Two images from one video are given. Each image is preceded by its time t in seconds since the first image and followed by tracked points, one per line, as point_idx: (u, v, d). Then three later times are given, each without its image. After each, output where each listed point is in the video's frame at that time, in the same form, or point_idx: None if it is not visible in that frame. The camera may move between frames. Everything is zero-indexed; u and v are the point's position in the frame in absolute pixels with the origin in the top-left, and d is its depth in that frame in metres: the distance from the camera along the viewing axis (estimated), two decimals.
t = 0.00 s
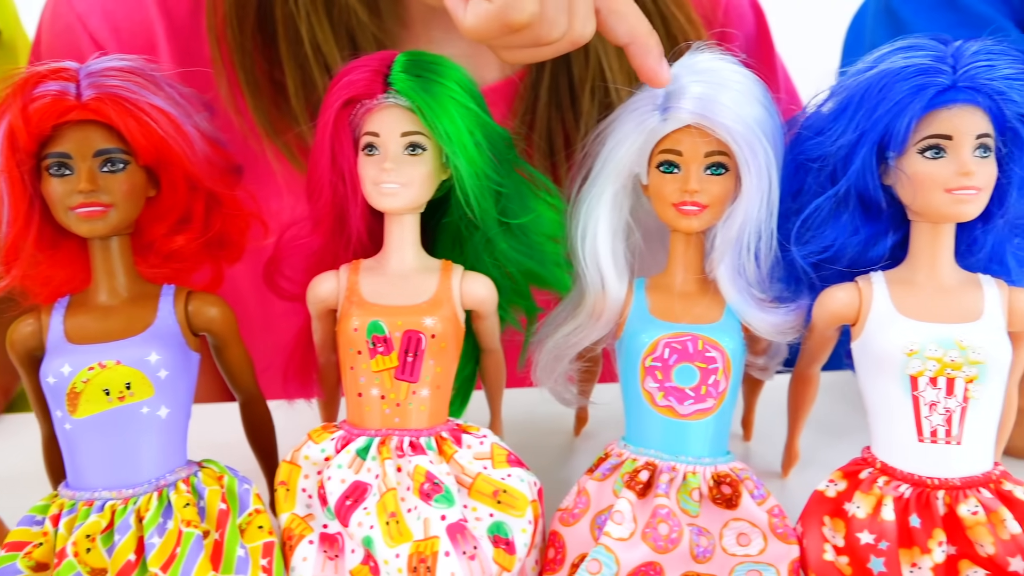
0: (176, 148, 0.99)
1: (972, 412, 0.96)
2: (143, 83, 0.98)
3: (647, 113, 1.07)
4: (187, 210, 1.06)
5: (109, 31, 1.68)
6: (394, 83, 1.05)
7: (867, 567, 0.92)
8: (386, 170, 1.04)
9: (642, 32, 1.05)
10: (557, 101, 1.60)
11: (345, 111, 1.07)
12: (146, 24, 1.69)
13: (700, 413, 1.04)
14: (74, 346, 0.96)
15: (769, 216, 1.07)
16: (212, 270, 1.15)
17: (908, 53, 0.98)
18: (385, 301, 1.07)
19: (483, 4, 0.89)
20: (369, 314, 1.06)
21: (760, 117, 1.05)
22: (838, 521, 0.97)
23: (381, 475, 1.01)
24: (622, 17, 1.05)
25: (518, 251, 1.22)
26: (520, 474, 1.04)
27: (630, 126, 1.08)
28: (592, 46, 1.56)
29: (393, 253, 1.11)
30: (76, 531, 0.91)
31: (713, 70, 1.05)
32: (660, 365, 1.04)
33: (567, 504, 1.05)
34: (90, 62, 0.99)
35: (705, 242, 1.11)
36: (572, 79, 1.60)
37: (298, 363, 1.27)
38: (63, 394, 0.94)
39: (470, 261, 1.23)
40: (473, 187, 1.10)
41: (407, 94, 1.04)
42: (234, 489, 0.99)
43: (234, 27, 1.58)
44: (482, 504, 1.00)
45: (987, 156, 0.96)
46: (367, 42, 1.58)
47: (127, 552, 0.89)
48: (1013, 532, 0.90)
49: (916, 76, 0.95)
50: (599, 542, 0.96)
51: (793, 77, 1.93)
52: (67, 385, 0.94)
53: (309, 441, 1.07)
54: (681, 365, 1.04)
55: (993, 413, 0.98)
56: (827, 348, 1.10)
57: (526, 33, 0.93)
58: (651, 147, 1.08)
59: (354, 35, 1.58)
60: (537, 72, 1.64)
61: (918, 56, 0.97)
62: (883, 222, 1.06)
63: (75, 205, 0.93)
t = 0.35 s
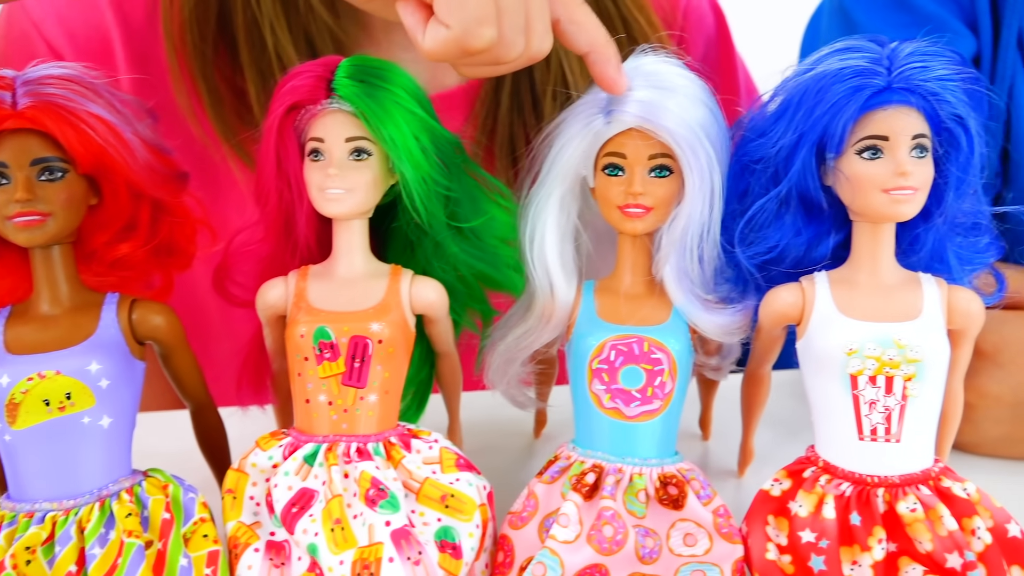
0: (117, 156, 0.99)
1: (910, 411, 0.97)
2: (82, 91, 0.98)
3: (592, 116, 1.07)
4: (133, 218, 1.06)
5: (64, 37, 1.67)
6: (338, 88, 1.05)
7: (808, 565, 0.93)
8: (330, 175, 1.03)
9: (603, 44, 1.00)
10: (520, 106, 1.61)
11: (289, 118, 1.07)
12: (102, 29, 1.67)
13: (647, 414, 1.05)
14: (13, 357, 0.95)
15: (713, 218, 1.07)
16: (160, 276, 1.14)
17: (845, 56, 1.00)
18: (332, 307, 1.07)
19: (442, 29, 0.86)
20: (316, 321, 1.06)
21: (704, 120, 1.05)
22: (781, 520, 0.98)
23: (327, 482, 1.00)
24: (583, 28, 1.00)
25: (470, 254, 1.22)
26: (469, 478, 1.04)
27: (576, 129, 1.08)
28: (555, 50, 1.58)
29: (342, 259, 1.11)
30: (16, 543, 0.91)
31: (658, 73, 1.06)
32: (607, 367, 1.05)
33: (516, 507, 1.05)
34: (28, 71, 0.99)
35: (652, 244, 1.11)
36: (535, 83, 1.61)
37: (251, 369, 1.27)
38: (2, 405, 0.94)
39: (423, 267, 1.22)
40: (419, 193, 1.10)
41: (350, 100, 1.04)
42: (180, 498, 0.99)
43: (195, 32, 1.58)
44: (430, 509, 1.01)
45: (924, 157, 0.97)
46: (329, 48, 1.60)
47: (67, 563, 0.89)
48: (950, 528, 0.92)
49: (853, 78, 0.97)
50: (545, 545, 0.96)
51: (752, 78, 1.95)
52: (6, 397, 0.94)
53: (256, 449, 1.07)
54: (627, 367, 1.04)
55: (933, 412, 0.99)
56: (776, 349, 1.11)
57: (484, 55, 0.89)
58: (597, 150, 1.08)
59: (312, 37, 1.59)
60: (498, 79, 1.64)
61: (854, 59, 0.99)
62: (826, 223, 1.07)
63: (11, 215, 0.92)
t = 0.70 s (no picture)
0: (68, 166, 0.98)
1: (862, 414, 0.98)
2: (33, 101, 0.98)
3: (550, 123, 1.07)
4: (88, 226, 1.05)
5: (28, 44, 1.66)
6: (293, 97, 1.04)
7: (761, 569, 0.93)
8: (285, 183, 1.03)
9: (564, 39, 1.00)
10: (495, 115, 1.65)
11: (245, 127, 1.07)
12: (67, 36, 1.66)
13: (604, 420, 1.05)
14: None
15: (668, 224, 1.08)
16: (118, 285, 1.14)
17: (795, 63, 1.01)
18: (289, 315, 1.07)
19: (402, 41, 0.84)
20: (271, 329, 1.06)
21: (659, 128, 1.05)
22: (737, 524, 0.98)
23: (283, 491, 1.00)
24: (544, 23, 1.00)
25: (431, 260, 1.22)
26: (427, 485, 1.04)
27: (531, 136, 1.09)
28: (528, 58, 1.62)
29: (299, 267, 1.10)
30: None
31: (614, 80, 1.06)
32: (564, 373, 1.06)
33: (475, 514, 1.05)
34: None
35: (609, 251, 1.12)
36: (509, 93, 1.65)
37: (213, 377, 1.26)
38: None
39: (383, 275, 1.22)
40: (375, 200, 1.10)
41: (305, 108, 1.04)
42: (134, 509, 0.98)
43: (168, 44, 1.59)
44: (388, 517, 1.00)
45: (874, 162, 0.98)
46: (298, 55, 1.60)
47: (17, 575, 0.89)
48: (900, 531, 0.93)
49: (803, 85, 0.97)
50: (500, 552, 0.96)
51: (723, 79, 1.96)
52: None
53: (213, 458, 1.06)
54: (583, 373, 1.05)
55: (885, 415, 1.00)
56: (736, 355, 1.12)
57: (442, 64, 0.88)
58: (554, 156, 1.09)
59: (280, 44, 1.59)
60: (472, 90, 1.68)
61: (805, 66, 0.99)
62: (780, 229, 1.08)
63: None
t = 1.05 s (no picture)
0: (23, 165, 0.99)
1: (817, 410, 0.99)
2: None
3: (510, 120, 1.07)
4: (47, 224, 1.05)
5: None
6: (251, 94, 1.04)
7: (716, 564, 0.94)
8: (244, 181, 1.03)
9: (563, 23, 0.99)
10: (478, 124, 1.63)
11: (204, 125, 1.06)
12: (35, 36, 1.65)
13: (564, 417, 1.06)
14: None
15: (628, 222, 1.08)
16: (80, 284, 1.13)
17: (751, 61, 1.01)
18: (249, 313, 1.07)
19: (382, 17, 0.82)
20: (231, 327, 1.06)
21: (619, 127, 1.06)
22: (695, 519, 0.98)
23: (241, 489, 1.00)
24: None
25: (395, 258, 1.23)
26: (388, 483, 1.04)
27: (492, 134, 1.09)
28: (511, 63, 1.61)
29: (261, 266, 1.10)
30: None
31: (574, 78, 1.06)
32: (524, 370, 1.06)
33: (436, 512, 1.05)
34: None
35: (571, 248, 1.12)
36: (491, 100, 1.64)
37: (179, 376, 1.26)
38: None
39: (348, 273, 1.22)
40: (336, 198, 1.10)
41: (264, 106, 1.04)
42: (91, 508, 0.98)
43: (149, 45, 1.56)
44: (347, 514, 1.00)
45: (830, 160, 0.98)
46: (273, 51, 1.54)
47: None
48: (854, 525, 0.93)
49: (758, 83, 0.98)
50: (458, 548, 0.96)
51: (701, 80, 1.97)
52: None
53: (172, 457, 1.06)
54: (543, 370, 1.06)
55: (841, 411, 1.01)
56: (697, 357, 1.14)
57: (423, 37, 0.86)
58: (515, 155, 1.09)
59: (257, 40, 1.55)
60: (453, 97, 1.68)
61: (761, 64, 1.00)
62: (739, 227, 1.09)
63: None
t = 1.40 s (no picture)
0: None
1: (773, 399, 1.00)
2: None
3: (469, 111, 1.07)
4: (5, 218, 1.04)
5: None
6: (208, 86, 1.04)
7: (673, 553, 0.94)
8: (202, 173, 1.02)
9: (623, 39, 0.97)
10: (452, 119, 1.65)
11: (160, 116, 1.07)
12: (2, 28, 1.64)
13: (524, 407, 1.06)
14: None
15: (588, 213, 1.08)
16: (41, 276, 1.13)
17: (708, 51, 1.01)
18: (207, 306, 1.06)
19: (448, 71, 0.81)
20: (189, 320, 1.05)
21: (579, 119, 1.06)
22: (653, 509, 0.99)
23: (199, 482, 1.00)
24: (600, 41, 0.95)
25: (359, 251, 1.23)
26: (349, 475, 1.04)
27: (452, 126, 1.08)
28: (484, 59, 1.65)
29: (221, 259, 1.10)
30: None
31: (534, 69, 1.06)
32: (484, 361, 1.07)
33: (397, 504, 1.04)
34: None
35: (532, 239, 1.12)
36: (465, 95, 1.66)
37: (144, 369, 1.26)
38: None
39: (311, 266, 1.22)
40: (295, 191, 1.10)
41: (221, 98, 1.03)
42: (48, 502, 0.97)
43: (118, 39, 1.56)
44: (307, 506, 1.00)
45: (785, 149, 0.99)
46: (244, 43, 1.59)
47: None
48: (808, 513, 0.93)
49: (714, 72, 0.98)
50: (416, 539, 0.96)
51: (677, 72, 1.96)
52: None
53: (131, 451, 1.06)
54: (502, 361, 1.06)
55: (796, 401, 1.01)
56: (660, 348, 1.13)
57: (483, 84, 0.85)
58: (475, 146, 1.09)
59: (228, 33, 1.58)
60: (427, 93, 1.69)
61: (716, 54, 1.00)
62: (698, 217, 1.09)
63: None
